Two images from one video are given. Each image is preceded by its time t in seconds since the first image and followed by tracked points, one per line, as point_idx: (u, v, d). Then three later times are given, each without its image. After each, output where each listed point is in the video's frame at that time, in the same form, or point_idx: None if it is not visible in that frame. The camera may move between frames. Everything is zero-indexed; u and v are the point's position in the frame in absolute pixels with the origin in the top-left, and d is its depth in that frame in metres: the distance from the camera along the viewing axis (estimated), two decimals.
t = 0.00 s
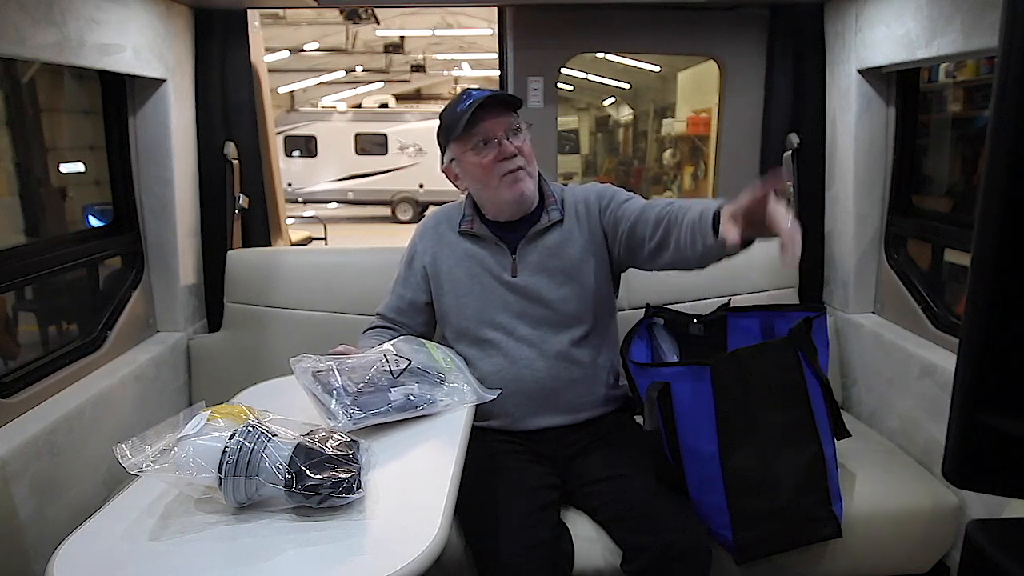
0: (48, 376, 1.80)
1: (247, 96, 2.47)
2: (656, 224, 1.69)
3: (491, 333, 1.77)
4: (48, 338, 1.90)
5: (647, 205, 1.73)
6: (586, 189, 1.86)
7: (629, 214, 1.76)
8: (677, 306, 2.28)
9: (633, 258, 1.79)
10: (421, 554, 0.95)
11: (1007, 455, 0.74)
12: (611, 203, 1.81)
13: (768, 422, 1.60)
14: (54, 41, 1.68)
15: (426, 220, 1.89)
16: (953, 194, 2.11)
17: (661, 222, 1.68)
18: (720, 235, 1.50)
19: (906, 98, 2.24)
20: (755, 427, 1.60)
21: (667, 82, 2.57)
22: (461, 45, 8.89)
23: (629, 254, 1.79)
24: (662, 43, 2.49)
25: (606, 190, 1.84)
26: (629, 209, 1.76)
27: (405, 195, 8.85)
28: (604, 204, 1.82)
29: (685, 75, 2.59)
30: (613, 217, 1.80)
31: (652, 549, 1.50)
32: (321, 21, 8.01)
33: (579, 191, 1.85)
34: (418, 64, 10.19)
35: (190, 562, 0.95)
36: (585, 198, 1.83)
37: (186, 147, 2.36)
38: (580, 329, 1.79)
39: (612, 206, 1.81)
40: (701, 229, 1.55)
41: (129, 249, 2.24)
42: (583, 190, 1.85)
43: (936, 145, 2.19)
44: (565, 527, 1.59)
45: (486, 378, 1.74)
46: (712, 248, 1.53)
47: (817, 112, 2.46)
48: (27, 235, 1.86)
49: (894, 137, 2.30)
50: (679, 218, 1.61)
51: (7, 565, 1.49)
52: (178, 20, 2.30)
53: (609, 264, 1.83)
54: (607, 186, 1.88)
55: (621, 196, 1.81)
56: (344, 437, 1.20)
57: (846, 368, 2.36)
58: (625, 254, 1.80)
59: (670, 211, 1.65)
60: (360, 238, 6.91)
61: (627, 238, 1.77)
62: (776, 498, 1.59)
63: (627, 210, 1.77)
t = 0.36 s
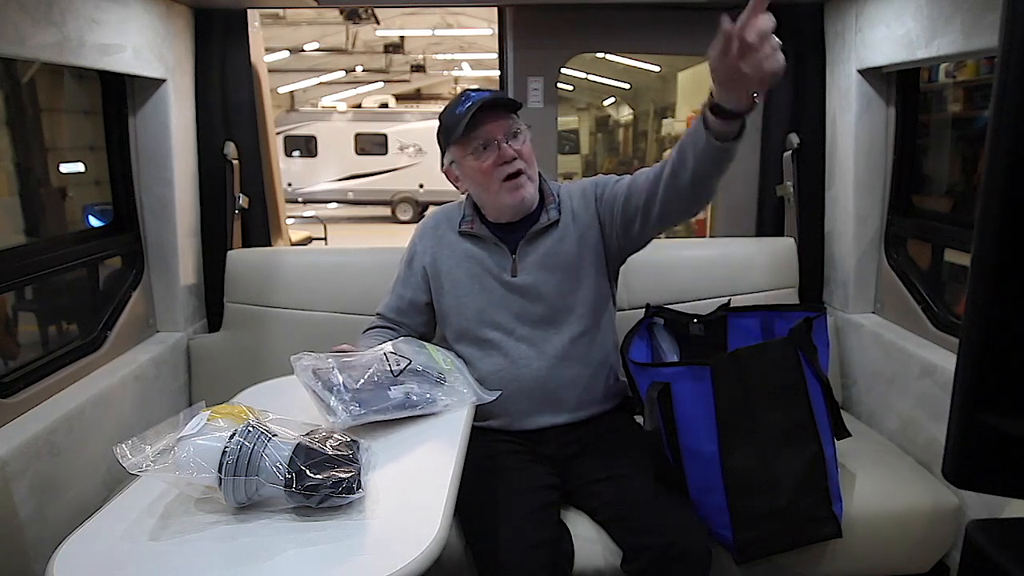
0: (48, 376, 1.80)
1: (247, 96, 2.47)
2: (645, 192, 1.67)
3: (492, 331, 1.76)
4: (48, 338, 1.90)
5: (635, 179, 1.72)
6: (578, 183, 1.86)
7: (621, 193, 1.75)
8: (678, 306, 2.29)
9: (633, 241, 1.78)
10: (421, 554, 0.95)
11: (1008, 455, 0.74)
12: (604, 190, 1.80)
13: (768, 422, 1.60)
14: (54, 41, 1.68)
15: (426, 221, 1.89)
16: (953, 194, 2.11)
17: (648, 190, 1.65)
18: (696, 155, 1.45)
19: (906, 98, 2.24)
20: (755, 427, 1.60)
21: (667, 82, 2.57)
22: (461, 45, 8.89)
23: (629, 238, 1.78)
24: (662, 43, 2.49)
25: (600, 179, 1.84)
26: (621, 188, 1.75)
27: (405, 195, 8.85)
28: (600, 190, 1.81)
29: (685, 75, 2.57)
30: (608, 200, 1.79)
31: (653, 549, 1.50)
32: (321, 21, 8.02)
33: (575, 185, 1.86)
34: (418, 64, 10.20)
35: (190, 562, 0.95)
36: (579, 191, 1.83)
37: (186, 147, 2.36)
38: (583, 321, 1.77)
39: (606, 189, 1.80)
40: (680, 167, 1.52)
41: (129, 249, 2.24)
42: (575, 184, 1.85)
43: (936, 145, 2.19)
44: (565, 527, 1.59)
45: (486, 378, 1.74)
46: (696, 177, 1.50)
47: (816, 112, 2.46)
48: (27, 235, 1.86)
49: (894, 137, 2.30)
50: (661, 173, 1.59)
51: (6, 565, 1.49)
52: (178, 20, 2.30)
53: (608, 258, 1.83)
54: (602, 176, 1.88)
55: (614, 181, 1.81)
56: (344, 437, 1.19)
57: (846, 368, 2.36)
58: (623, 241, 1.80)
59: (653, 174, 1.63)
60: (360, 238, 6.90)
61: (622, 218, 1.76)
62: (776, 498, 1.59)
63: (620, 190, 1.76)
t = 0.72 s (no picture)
0: (48, 376, 1.80)
1: (247, 96, 2.47)
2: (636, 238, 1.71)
3: (492, 330, 1.76)
4: (48, 338, 1.90)
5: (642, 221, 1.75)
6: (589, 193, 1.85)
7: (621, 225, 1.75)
8: (677, 306, 2.29)
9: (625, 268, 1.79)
10: (421, 555, 0.95)
11: (1008, 455, 0.74)
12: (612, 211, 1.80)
13: (768, 422, 1.60)
14: (54, 41, 1.68)
15: (428, 219, 1.88)
16: (953, 194, 2.11)
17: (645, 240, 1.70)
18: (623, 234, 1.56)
19: (906, 97, 2.24)
20: (756, 427, 1.59)
21: (667, 83, 2.58)
22: (461, 45, 8.89)
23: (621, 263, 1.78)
24: (662, 43, 2.50)
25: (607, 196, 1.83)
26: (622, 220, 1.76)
27: (405, 195, 8.85)
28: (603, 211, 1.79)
29: (685, 75, 2.60)
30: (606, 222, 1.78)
31: (653, 549, 1.50)
32: (321, 21, 8.01)
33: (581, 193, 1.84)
34: (418, 64, 10.20)
35: (190, 562, 0.95)
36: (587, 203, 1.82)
37: (186, 147, 2.36)
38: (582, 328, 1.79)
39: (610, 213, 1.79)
40: (656, 240, 1.70)
41: (129, 249, 2.24)
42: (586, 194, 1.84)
43: (936, 145, 2.19)
44: (565, 527, 1.59)
45: (486, 378, 1.74)
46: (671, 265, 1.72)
47: (817, 112, 2.46)
48: (27, 235, 1.86)
49: (894, 137, 2.30)
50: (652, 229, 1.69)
51: (7, 565, 1.49)
52: (178, 20, 2.30)
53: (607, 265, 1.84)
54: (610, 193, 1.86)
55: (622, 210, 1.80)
56: (344, 437, 1.19)
57: (846, 368, 2.36)
58: (618, 264, 1.81)
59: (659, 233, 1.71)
60: (360, 238, 6.89)
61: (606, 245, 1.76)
62: (776, 498, 1.59)
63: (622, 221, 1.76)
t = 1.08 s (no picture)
0: (48, 376, 1.80)
1: (247, 96, 2.47)
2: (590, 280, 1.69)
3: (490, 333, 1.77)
4: (48, 338, 1.90)
5: (615, 259, 1.70)
6: (588, 206, 1.81)
7: (593, 260, 1.73)
8: (677, 306, 2.28)
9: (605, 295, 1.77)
10: (421, 555, 0.95)
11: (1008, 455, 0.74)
12: (600, 236, 1.76)
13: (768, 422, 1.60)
14: (54, 41, 1.68)
15: (428, 219, 1.88)
16: (953, 194, 2.11)
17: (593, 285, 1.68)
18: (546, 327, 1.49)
19: (906, 97, 2.24)
20: (756, 427, 1.59)
21: (667, 82, 2.58)
22: (461, 45, 8.89)
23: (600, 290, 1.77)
24: (662, 43, 2.49)
25: (610, 216, 1.79)
26: (599, 252, 1.73)
27: (405, 195, 8.85)
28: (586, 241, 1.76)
29: (685, 75, 2.60)
30: (588, 247, 1.76)
31: (653, 549, 1.50)
32: (321, 21, 8.01)
33: (585, 203, 1.82)
34: (418, 64, 10.20)
35: (191, 562, 0.95)
36: (582, 219, 1.79)
37: (186, 147, 2.36)
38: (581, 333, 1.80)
39: (597, 239, 1.76)
40: (555, 333, 1.50)
41: (129, 249, 2.24)
42: (584, 207, 1.81)
43: (936, 145, 2.19)
44: (565, 528, 1.59)
45: (485, 379, 1.74)
46: (588, 347, 1.54)
47: (816, 112, 2.46)
48: (27, 235, 1.86)
49: (894, 137, 2.30)
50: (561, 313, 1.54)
51: (7, 566, 1.49)
52: (178, 19, 2.30)
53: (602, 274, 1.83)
54: (616, 213, 1.81)
55: (609, 239, 1.75)
56: (344, 437, 1.19)
57: (846, 368, 2.36)
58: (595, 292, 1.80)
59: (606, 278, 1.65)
60: (360, 239, 6.89)
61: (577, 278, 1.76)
62: (776, 498, 1.59)
63: (597, 255, 1.73)
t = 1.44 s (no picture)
0: (48, 376, 1.80)
1: (247, 96, 2.47)
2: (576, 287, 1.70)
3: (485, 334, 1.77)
4: (48, 338, 1.90)
5: (602, 266, 1.70)
6: (582, 207, 1.82)
7: (583, 266, 1.73)
8: (678, 306, 2.28)
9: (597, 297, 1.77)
10: (421, 555, 0.95)
11: (1009, 455, 0.74)
12: (592, 239, 1.76)
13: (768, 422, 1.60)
14: (54, 41, 1.68)
15: (426, 219, 1.88)
16: (953, 194, 2.11)
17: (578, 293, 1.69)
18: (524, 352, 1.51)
19: (906, 97, 2.24)
20: (756, 427, 1.59)
21: (667, 82, 2.58)
22: (461, 45, 8.89)
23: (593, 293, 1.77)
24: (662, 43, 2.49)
25: (605, 218, 1.79)
26: (590, 257, 1.73)
27: (405, 195, 8.85)
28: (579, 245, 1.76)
29: (685, 75, 2.60)
30: (581, 251, 1.76)
31: (652, 549, 1.50)
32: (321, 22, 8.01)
33: (582, 204, 1.82)
34: (418, 64, 10.20)
35: (190, 562, 0.94)
36: (576, 221, 1.79)
37: (186, 147, 2.36)
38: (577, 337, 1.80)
39: (589, 242, 1.76)
40: (529, 352, 1.51)
41: (129, 249, 2.24)
42: (578, 208, 1.81)
43: (936, 145, 2.19)
44: (565, 528, 1.59)
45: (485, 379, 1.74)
46: (565, 363, 1.56)
47: (816, 112, 2.46)
48: (27, 235, 1.86)
49: (894, 137, 2.30)
50: (537, 330, 1.55)
51: (7, 565, 1.49)
52: (178, 20, 2.30)
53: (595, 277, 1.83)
54: (612, 215, 1.80)
55: (601, 243, 1.75)
56: (344, 437, 1.19)
57: (846, 368, 2.36)
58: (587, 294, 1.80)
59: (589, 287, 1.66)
60: (360, 239, 6.89)
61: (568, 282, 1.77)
62: (776, 498, 1.59)
63: (587, 260, 1.73)
